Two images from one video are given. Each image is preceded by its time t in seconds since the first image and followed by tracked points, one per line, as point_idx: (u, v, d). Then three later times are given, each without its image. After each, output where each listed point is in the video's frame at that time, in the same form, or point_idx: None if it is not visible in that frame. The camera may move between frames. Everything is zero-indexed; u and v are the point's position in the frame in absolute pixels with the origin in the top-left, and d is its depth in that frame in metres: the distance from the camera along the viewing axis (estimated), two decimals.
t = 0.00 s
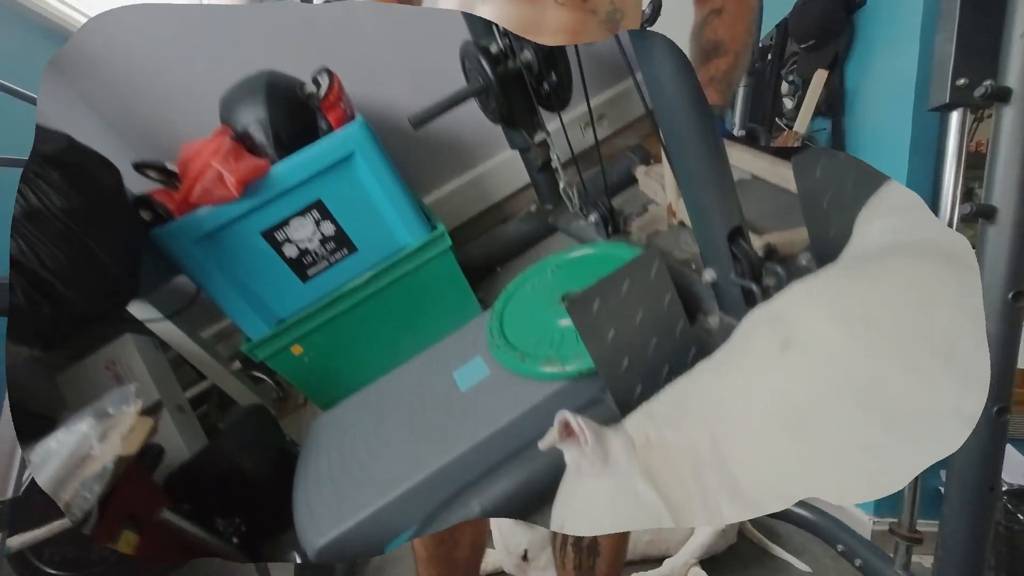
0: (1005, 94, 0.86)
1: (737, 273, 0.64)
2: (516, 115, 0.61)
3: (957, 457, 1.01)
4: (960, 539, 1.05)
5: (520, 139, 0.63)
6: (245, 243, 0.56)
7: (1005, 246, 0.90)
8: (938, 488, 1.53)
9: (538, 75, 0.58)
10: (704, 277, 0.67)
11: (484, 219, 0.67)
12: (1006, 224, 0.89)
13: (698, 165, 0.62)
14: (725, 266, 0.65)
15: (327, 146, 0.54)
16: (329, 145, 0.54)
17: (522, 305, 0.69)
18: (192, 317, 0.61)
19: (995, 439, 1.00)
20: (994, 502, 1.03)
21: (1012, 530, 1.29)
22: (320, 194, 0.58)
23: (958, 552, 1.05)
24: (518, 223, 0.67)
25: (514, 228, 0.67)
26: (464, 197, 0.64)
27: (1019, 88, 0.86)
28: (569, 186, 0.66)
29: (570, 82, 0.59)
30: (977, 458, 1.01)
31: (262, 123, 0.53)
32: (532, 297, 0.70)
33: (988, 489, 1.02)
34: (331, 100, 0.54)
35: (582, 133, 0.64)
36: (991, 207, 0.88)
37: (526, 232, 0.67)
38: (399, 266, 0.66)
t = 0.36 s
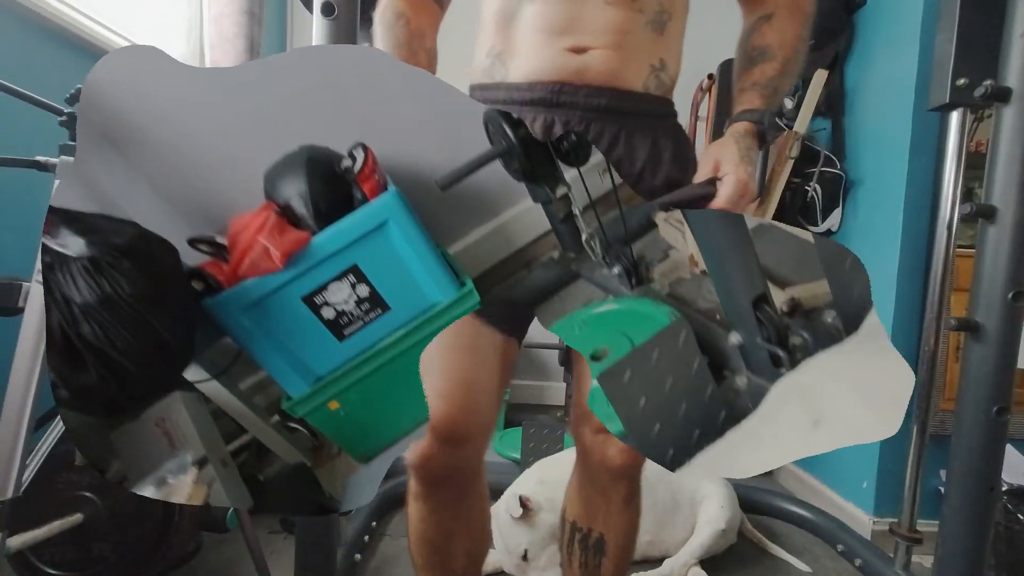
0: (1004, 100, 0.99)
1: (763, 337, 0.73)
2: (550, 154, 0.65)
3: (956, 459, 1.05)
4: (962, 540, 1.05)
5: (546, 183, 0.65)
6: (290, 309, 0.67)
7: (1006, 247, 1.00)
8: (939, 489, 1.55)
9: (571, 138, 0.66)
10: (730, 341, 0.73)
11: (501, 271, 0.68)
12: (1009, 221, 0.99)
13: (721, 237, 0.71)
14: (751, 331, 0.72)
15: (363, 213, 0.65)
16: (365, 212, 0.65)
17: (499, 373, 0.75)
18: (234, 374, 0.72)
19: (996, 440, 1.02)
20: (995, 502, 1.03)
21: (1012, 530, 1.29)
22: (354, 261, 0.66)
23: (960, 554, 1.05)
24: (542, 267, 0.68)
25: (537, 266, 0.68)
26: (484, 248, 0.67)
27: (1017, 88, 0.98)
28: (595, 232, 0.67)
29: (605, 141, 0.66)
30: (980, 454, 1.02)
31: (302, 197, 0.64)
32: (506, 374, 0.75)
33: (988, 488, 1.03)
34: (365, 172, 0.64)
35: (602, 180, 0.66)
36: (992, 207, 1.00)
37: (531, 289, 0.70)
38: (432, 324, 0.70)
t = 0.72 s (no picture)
0: (1004, 100, 1.00)
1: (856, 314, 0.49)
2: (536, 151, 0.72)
3: (956, 458, 1.05)
4: (962, 539, 1.04)
5: (530, 176, 0.71)
6: (314, 332, 0.78)
7: (1007, 245, 1.00)
8: (939, 489, 1.55)
9: (561, 136, 0.73)
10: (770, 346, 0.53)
11: (511, 263, 0.73)
12: (1009, 221, 1.00)
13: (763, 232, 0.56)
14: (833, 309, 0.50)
15: (387, 242, 0.79)
16: (389, 241, 0.79)
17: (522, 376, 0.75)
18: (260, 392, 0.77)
19: (996, 440, 1.02)
20: (996, 502, 1.03)
21: (1012, 530, 1.24)
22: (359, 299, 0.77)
23: (959, 553, 1.04)
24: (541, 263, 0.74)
25: (536, 262, 0.74)
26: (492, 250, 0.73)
27: (1017, 88, 0.99)
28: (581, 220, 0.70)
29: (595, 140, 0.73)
30: (980, 453, 1.02)
31: (330, 226, 0.76)
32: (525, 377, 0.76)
33: (988, 488, 1.02)
34: (389, 207, 0.78)
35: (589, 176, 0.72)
36: (992, 206, 1.01)
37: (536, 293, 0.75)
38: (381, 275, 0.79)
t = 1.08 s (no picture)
0: (1004, 100, 1.00)
1: None
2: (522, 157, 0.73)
3: (956, 459, 1.05)
4: (962, 539, 1.04)
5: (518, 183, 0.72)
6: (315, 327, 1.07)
7: (1008, 245, 1.00)
8: (939, 489, 1.54)
9: (547, 142, 0.73)
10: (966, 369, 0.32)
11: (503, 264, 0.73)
12: (1009, 222, 0.99)
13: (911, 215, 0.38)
14: None
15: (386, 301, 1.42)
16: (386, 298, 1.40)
17: (515, 374, 0.75)
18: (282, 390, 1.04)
19: (996, 440, 1.02)
20: (996, 502, 1.03)
21: (1012, 530, 1.24)
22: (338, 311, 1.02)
23: (959, 553, 1.04)
24: (532, 266, 0.75)
25: (526, 265, 0.74)
26: (483, 252, 0.73)
27: (1017, 88, 0.98)
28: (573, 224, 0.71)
29: (581, 145, 0.74)
30: (980, 453, 1.02)
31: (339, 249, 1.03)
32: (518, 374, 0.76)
33: (988, 488, 1.02)
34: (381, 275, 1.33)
35: (575, 181, 0.73)
36: (992, 207, 1.01)
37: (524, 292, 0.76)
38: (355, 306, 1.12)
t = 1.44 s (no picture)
0: (1004, 100, 1.00)
1: None
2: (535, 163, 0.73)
3: (956, 458, 1.05)
4: (962, 539, 1.04)
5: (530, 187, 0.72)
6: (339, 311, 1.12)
7: (1008, 245, 1.00)
8: (939, 489, 1.55)
9: (559, 148, 0.73)
10: None
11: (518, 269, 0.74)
12: (1009, 222, 0.99)
13: None
14: None
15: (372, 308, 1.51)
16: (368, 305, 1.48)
17: (488, 383, 0.73)
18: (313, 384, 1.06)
19: (996, 440, 1.02)
20: (996, 502, 1.03)
21: (1012, 530, 1.24)
22: (345, 293, 1.05)
23: (958, 553, 1.04)
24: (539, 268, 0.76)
25: (534, 267, 0.75)
26: (481, 257, 0.73)
27: (1017, 88, 0.98)
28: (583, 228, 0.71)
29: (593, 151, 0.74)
30: (979, 453, 1.02)
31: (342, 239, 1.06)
32: (489, 383, 0.73)
33: (989, 488, 1.02)
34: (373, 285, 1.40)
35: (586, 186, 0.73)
36: (992, 207, 1.01)
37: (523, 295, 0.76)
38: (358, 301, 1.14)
